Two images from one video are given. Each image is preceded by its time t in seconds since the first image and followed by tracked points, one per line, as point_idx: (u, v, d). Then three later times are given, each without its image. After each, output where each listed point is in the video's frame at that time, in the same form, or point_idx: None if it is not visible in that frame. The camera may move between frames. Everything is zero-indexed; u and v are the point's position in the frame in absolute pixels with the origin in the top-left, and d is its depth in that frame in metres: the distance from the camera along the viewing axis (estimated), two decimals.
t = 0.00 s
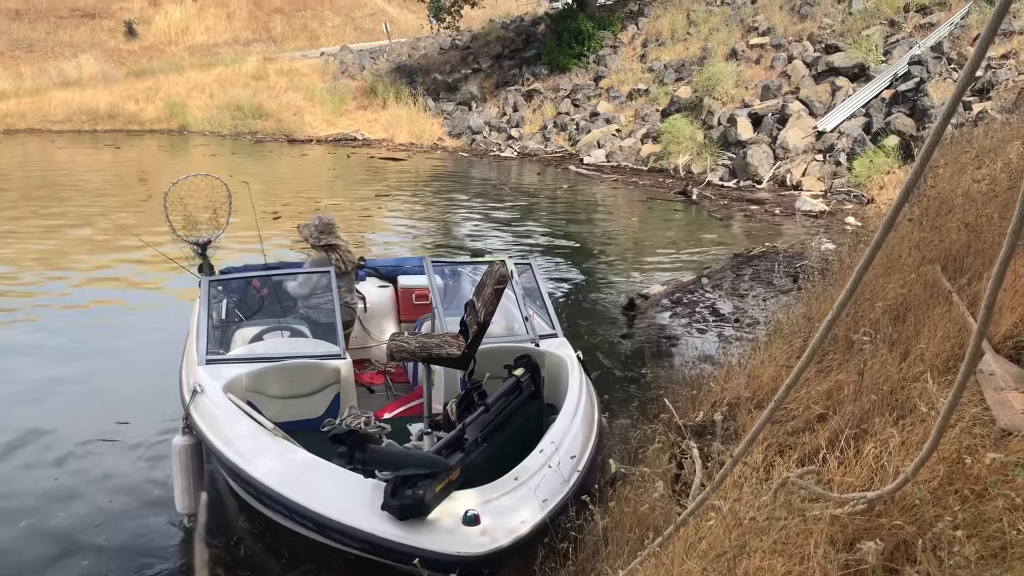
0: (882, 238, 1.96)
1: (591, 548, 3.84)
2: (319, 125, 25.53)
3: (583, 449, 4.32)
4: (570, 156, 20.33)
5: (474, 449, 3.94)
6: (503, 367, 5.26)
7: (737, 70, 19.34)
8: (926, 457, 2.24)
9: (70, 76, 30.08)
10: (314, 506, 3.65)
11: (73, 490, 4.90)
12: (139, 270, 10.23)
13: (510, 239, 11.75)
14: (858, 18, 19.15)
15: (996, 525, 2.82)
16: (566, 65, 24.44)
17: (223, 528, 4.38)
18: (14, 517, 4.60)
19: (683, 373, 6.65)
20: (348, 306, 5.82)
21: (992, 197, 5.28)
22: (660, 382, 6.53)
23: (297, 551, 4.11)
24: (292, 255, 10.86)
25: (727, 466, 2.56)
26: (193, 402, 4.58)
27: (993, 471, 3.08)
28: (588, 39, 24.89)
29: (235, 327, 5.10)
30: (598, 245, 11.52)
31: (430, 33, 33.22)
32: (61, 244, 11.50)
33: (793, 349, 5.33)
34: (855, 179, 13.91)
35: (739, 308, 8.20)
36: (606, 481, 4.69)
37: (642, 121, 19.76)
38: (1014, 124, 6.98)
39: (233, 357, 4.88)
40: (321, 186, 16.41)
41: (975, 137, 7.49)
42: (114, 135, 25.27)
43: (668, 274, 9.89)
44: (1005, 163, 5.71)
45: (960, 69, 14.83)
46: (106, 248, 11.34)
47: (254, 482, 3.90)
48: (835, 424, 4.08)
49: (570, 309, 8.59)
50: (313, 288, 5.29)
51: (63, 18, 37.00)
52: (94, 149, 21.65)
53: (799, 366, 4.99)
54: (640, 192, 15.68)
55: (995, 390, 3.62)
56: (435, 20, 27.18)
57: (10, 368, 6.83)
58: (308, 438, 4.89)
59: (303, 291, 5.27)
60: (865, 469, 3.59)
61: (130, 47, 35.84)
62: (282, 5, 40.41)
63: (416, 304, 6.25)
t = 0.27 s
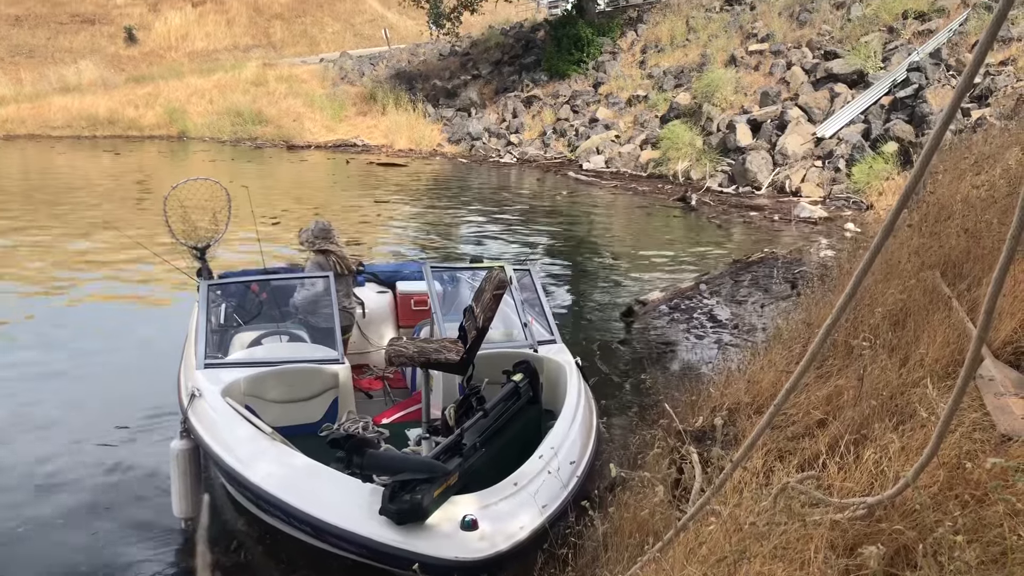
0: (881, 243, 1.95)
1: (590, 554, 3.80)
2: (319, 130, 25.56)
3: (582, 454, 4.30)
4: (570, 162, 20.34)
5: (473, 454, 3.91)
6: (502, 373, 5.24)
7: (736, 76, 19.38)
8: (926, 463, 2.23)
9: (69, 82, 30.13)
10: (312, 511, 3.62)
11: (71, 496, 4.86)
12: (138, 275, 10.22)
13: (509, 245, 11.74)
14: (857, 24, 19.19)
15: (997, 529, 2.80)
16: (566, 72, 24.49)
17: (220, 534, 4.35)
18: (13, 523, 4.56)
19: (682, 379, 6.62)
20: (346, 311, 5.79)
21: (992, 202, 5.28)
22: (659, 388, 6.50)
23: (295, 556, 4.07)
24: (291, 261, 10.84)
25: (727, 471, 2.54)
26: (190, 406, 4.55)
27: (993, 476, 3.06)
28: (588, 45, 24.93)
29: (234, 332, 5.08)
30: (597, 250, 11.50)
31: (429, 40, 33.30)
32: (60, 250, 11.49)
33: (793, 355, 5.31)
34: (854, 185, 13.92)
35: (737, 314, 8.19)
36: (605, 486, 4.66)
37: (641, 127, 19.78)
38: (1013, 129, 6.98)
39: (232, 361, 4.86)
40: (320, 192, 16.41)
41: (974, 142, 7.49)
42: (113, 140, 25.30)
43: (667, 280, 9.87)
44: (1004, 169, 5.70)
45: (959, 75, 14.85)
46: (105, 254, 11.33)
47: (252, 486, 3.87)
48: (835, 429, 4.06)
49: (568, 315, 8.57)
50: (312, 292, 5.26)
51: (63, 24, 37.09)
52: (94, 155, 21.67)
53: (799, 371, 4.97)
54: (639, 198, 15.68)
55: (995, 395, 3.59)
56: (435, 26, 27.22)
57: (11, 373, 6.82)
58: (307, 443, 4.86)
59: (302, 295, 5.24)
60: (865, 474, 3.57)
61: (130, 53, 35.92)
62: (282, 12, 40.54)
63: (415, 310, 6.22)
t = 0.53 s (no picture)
0: (882, 251, 1.94)
1: (591, 562, 3.78)
2: (319, 138, 25.62)
3: (582, 461, 4.28)
4: (570, 170, 20.37)
5: (474, 459, 3.90)
6: (502, 379, 5.23)
7: (736, 85, 19.45)
8: (926, 471, 2.22)
9: (71, 90, 30.25)
10: (314, 516, 3.61)
11: (70, 507, 4.82)
12: (137, 283, 10.20)
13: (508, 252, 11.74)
14: (857, 33, 19.28)
15: (999, 537, 2.79)
16: (566, 80, 24.57)
17: (220, 541, 4.32)
18: (13, 534, 4.52)
19: (681, 387, 6.61)
20: (346, 317, 5.77)
21: (992, 210, 5.28)
22: (658, 396, 6.49)
23: (296, 564, 4.05)
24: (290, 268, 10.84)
25: (729, 478, 2.52)
26: (191, 411, 4.53)
27: (995, 484, 3.05)
28: (588, 54, 25.01)
29: (234, 338, 5.04)
30: (597, 258, 11.50)
31: (430, 48, 33.42)
32: (60, 257, 11.50)
33: (793, 362, 5.30)
34: (854, 193, 13.92)
35: (736, 322, 8.18)
36: (606, 495, 4.64)
37: (641, 135, 19.83)
38: (1013, 138, 7.00)
39: (232, 367, 4.84)
40: (321, 199, 16.43)
41: (973, 151, 7.50)
42: (114, 148, 25.36)
43: (667, 288, 9.87)
44: (1004, 177, 5.70)
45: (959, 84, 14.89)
46: (105, 261, 11.33)
47: (252, 491, 3.86)
48: (835, 437, 4.05)
49: (569, 322, 8.56)
50: (313, 299, 5.28)
51: (65, 32, 37.22)
52: (94, 163, 21.72)
53: (799, 379, 4.95)
54: (639, 206, 15.70)
55: (995, 403, 3.59)
56: (436, 35, 27.31)
57: (11, 381, 6.79)
58: (306, 449, 4.85)
59: (302, 302, 5.25)
60: (866, 482, 3.56)
61: (131, 61, 36.05)
62: (283, 20, 40.74)
63: (415, 318, 6.23)
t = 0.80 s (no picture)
0: (880, 259, 1.93)
1: (590, 571, 3.76)
2: (319, 149, 25.70)
3: (582, 470, 4.27)
4: (569, 180, 20.41)
5: (475, 467, 3.89)
6: (503, 388, 5.21)
7: (735, 95, 19.53)
8: (926, 479, 2.19)
9: (72, 101, 30.40)
10: (315, 525, 3.58)
11: (70, 519, 4.77)
12: (135, 294, 10.19)
13: (507, 263, 11.74)
14: (855, 44, 19.38)
15: (998, 546, 2.79)
16: (565, 91, 24.67)
17: (221, 554, 4.30)
18: (11, 548, 4.47)
19: (681, 396, 6.58)
20: (346, 327, 5.77)
21: (990, 220, 5.28)
22: (658, 405, 6.48)
23: None
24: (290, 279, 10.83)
25: (728, 486, 2.50)
26: (191, 420, 4.52)
27: (994, 492, 3.06)
28: (587, 65, 25.13)
29: (235, 347, 5.05)
30: (597, 268, 11.50)
31: (430, 59, 33.57)
32: (60, 268, 11.51)
33: (792, 372, 5.28)
34: (852, 203, 13.92)
35: (735, 332, 8.17)
36: (605, 505, 4.62)
37: (640, 146, 19.88)
38: (1011, 148, 7.01)
39: (232, 376, 4.83)
40: (320, 210, 16.46)
41: (971, 161, 7.52)
42: (114, 159, 25.42)
43: (666, 298, 9.86)
44: (1002, 187, 5.71)
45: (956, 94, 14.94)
46: (104, 272, 11.34)
47: (253, 499, 3.84)
48: (834, 445, 4.03)
49: (567, 332, 8.56)
50: (312, 308, 5.27)
51: (66, 44, 37.40)
52: (95, 174, 21.77)
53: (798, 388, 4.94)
54: (638, 216, 15.72)
55: (995, 412, 3.58)
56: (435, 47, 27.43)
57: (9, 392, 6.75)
58: (306, 458, 4.82)
59: (302, 312, 5.25)
60: (865, 491, 3.56)
61: (132, 73, 36.21)
62: (283, 32, 40.97)
63: (414, 328, 6.21)
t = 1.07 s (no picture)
0: (875, 268, 1.90)
1: None
2: (316, 160, 25.74)
3: (581, 480, 4.23)
4: (565, 191, 20.44)
5: (474, 478, 3.86)
6: (501, 398, 5.18)
7: (730, 106, 19.61)
8: (923, 487, 2.13)
9: (68, 113, 30.46)
10: (313, 536, 3.54)
11: (65, 530, 4.74)
12: (131, 305, 10.17)
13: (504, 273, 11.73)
14: (849, 55, 19.49)
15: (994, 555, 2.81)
16: (561, 102, 24.76)
17: (218, 566, 4.24)
18: (6, 560, 4.43)
19: (678, 406, 6.55)
20: (343, 339, 5.73)
21: (985, 229, 5.28)
22: (655, 415, 6.44)
23: None
24: (286, 290, 10.81)
25: (725, 495, 2.43)
26: (188, 433, 4.49)
27: (990, 501, 3.06)
28: (583, 76, 25.22)
29: (231, 360, 5.02)
30: (594, 279, 11.49)
31: (426, 71, 33.70)
32: (54, 279, 11.48)
33: (789, 382, 5.26)
34: (848, 214, 13.92)
35: (731, 342, 8.15)
36: (603, 516, 4.57)
37: (636, 156, 19.93)
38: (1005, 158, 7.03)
39: (229, 389, 4.79)
40: (316, 221, 16.45)
41: (966, 171, 7.54)
42: (111, 171, 25.44)
43: (663, 308, 9.84)
44: (997, 197, 5.71)
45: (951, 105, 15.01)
46: (99, 283, 11.31)
47: (250, 511, 3.80)
48: (831, 454, 4.01)
49: (564, 342, 8.52)
50: (308, 319, 5.23)
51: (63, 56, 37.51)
52: (91, 185, 21.77)
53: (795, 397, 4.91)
54: (635, 226, 15.73)
55: (990, 421, 3.58)
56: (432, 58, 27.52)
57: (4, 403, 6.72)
58: (304, 470, 4.77)
59: (298, 323, 5.22)
60: (862, 500, 3.55)
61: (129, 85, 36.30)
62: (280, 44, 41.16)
63: (411, 339, 6.19)
